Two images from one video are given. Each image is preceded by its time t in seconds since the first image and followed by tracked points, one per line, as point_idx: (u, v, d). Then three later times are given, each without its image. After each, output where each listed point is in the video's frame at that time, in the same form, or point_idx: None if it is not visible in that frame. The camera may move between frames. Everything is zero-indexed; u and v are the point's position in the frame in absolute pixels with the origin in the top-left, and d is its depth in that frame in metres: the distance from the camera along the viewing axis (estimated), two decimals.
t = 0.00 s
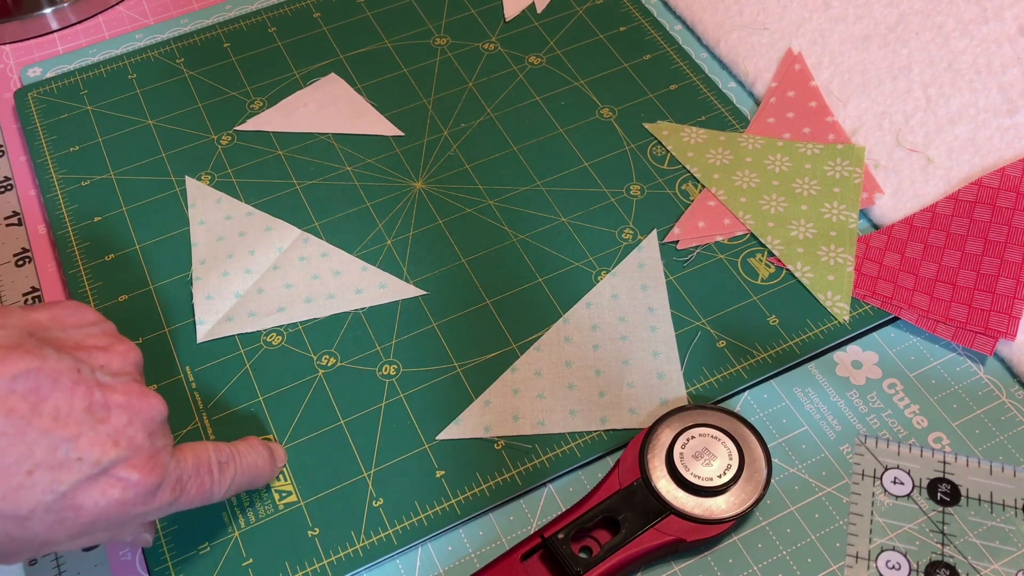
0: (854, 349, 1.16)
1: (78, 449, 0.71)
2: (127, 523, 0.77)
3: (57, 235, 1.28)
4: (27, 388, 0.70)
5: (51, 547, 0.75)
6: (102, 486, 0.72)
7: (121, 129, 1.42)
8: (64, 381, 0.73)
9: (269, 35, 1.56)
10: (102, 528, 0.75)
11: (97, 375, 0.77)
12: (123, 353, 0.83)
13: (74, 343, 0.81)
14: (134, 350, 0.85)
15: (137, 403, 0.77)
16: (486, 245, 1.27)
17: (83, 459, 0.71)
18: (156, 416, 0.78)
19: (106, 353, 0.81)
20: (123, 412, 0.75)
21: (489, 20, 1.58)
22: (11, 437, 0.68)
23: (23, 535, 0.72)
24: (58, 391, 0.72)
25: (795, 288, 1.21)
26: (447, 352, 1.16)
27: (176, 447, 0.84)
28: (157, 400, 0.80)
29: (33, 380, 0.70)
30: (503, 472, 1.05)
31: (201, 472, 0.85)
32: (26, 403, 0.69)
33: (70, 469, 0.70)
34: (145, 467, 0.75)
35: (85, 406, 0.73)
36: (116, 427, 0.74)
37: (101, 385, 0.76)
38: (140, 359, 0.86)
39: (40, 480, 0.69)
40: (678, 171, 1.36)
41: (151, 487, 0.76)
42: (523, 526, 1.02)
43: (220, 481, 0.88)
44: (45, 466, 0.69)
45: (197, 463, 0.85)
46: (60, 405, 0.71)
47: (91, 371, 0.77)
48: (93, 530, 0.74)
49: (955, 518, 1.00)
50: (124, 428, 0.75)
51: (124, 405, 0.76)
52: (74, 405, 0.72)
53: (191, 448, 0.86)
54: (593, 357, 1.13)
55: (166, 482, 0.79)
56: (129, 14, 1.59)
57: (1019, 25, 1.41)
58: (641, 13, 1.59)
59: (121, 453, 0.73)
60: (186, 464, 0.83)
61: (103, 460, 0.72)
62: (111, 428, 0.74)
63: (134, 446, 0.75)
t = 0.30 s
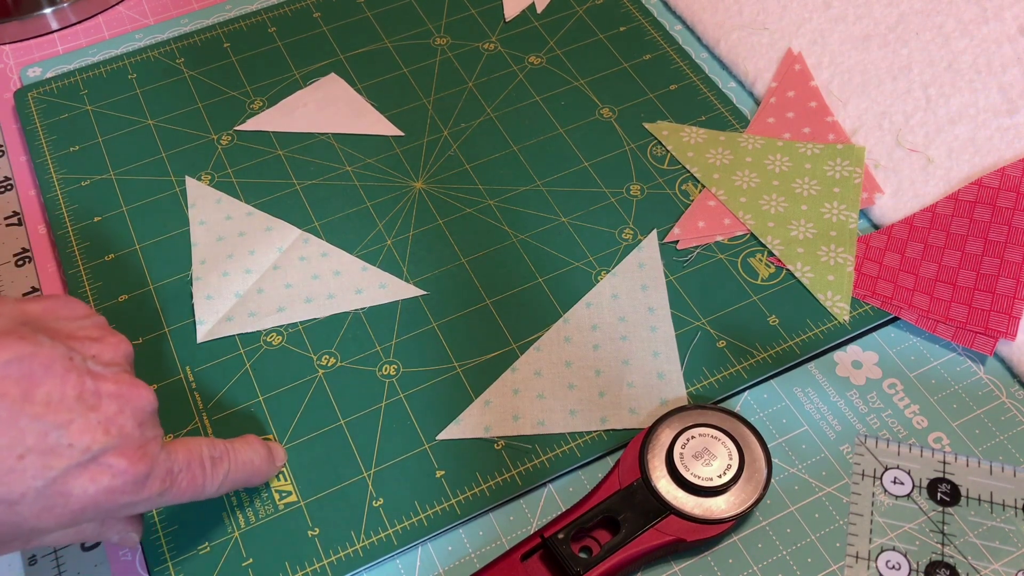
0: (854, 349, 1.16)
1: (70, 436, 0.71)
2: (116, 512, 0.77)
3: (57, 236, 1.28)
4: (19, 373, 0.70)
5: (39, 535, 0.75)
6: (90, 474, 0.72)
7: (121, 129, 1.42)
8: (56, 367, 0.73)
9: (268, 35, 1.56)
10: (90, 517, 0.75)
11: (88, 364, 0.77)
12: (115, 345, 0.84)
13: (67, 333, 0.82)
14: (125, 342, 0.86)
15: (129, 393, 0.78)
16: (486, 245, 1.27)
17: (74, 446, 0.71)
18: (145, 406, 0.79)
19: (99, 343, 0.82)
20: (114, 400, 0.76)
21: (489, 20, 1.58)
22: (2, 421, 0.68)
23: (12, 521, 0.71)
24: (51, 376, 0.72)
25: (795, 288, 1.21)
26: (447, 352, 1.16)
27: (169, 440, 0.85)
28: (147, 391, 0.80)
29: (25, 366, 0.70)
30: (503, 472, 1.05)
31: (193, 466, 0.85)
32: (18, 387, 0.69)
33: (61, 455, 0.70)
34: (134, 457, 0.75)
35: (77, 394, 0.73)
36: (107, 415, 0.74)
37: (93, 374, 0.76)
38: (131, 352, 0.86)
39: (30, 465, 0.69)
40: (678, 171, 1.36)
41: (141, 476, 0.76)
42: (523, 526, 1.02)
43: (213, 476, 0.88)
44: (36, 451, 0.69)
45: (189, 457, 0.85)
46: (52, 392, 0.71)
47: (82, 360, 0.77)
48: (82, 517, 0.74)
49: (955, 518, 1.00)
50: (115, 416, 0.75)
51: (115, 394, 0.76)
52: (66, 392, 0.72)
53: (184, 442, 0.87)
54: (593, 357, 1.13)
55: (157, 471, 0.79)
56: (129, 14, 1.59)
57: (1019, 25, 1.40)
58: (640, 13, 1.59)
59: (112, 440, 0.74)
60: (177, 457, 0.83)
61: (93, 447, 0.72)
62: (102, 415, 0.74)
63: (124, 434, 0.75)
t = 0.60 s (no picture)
0: (854, 349, 1.16)
1: (49, 436, 0.72)
2: (95, 514, 0.77)
3: (58, 236, 1.28)
4: None
5: (21, 536, 0.75)
6: (68, 475, 0.73)
7: (121, 129, 1.42)
8: (36, 368, 0.74)
9: (268, 35, 1.56)
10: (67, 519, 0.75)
11: (68, 367, 0.78)
12: (94, 349, 0.84)
13: (48, 337, 0.83)
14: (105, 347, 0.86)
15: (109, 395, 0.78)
16: (486, 245, 1.27)
17: (54, 447, 0.72)
18: (124, 408, 0.80)
19: (78, 347, 0.83)
20: (93, 402, 0.77)
21: (489, 20, 1.58)
22: None
23: None
24: (30, 378, 0.73)
25: (795, 288, 1.21)
26: (447, 352, 1.16)
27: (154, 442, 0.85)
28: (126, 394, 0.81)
29: (6, 368, 0.71)
30: (503, 472, 1.05)
31: (177, 467, 0.85)
32: None
33: (41, 456, 0.71)
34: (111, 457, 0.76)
35: (57, 395, 0.74)
36: (87, 416, 0.75)
37: (73, 376, 0.77)
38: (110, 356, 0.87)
39: (10, 465, 0.69)
40: (678, 171, 1.36)
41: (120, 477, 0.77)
42: (523, 526, 1.02)
43: (199, 477, 0.88)
44: (16, 451, 0.70)
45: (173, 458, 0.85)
46: (32, 392, 0.72)
47: (62, 363, 0.78)
48: (61, 519, 0.74)
49: (955, 518, 1.00)
50: (94, 417, 0.76)
51: (94, 396, 0.77)
52: (45, 392, 0.73)
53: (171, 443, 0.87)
54: (592, 357, 1.13)
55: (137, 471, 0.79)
56: (129, 14, 1.59)
57: (1020, 26, 1.40)
58: (641, 13, 1.59)
59: (91, 441, 0.75)
60: (160, 457, 0.83)
61: (72, 448, 0.73)
62: (82, 417, 0.75)
63: (103, 435, 0.76)
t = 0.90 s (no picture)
0: (854, 349, 1.16)
1: (54, 425, 0.72)
2: (98, 506, 0.77)
3: (57, 236, 1.28)
4: (5, 361, 0.71)
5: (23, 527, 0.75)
6: (72, 465, 0.73)
7: (121, 129, 1.42)
8: (41, 358, 0.74)
9: (268, 35, 1.56)
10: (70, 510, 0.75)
11: (73, 358, 0.79)
12: (98, 342, 0.84)
13: (53, 329, 0.83)
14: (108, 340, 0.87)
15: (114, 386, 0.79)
16: (486, 245, 1.27)
17: (59, 435, 0.72)
18: (128, 399, 0.80)
19: (82, 339, 0.83)
20: (97, 392, 0.77)
21: (489, 20, 1.58)
22: None
23: None
24: (36, 367, 0.73)
25: (795, 288, 1.21)
26: (447, 352, 1.16)
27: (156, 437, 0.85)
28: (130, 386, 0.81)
29: (12, 355, 0.72)
30: (503, 472, 1.05)
31: (180, 461, 0.85)
32: (4, 375, 0.70)
33: (46, 444, 0.71)
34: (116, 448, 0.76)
35: (61, 384, 0.74)
36: (92, 407, 0.75)
37: (77, 367, 0.78)
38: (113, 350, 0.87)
39: (15, 452, 0.69)
40: (678, 171, 1.36)
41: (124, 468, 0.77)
42: (523, 526, 1.02)
43: (201, 472, 0.88)
44: (21, 438, 0.70)
45: (175, 452, 0.85)
46: (38, 380, 0.73)
47: (67, 354, 0.79)
48: (64, 509, 0.74)
49: (956, 518, 1.00)
50: (99, 408, 0.76)
51: (99, 387, 0.77)
52: (51, 381, 0.74)
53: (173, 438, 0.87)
54: (593, 357, 1.13)
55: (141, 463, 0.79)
56: (129, 14, 1.59)
57: (1020, 25, 1.40)
58: (640, 13, 1.59)
59: (95, 430, 0.75)
60: (163, 450, 0.83)
61: (76, 437, 0.73)
62: (86, 407, 0.75)
63: (108, 426, 0.76)
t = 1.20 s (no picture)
0: (854, 349, 1.16)
1: (55, 420, 0.72)
2: (98, 502, 0.77)
3: (57, 236, 1.28)
4: (6, 357, 0.71)
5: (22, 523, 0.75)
6: (73, 460, 0.73)
7: (121, 129, 1.42)
8: (43, 354, 0.74)
9: (268, 35, 1.56)
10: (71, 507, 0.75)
11: (73, 355, 0.79)
12: (98, 340, 0.85)
13: (54, 326, 0.83)
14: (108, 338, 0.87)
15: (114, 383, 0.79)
16: (486, 245, 1.27)
17: (59, 431, 0.72)
18: (128, 397, 0.80)
19: (82, 337, 0.84)
20: (97, 389, 0.77)
21: (489, 20, 1.58)
22: None
23: None
24: (37, 362, 0.73)
25: (795, 288, 1.21)
26: (447, 352, 1.16)
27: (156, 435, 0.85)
28: (130, 384, 0.82)
29: (13, 351, 0.72)
30: (503, 472, 1.05)
31: (180, 459, 0.85)
32: (5, 370, 0.70)
33: (47, 439, 0.71)
34: (117, 445, 0.76)
35: (63, 380, 0.75)
36: (92, 403, 0.75)
37: (78, 363, 0.78)
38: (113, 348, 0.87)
39: (16, 447, 0.69)
40: (678, 171, 1.36)
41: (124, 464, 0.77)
42: (523, 526, 1.02)
43: (200, 471, 0.88)
44: (22, 434, 0.70)
45: (176, 451, 0.85)
46: (39, 376, 0.73)
47: (68, 351, 0.79)
48: (64, 506, 0.74)
49: (956, 518, 1.00)
50: (99, 404, 0.76)
51: (99, 384, 0.78)
52: (52, 377, 0.74)
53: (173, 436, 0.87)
54: (593, 357, 1.13)
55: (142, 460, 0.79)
56: (129, 14, 1.59)
57: (1020, 26, 1.40)
58: (640, 13, 1.59)
59: (96, 427, 0.75)
60: (163, 448, 0.83)
61: (77, 432, 0.73)
62: (87, 403, 0.75)
63: (108, 422, 0.76)
